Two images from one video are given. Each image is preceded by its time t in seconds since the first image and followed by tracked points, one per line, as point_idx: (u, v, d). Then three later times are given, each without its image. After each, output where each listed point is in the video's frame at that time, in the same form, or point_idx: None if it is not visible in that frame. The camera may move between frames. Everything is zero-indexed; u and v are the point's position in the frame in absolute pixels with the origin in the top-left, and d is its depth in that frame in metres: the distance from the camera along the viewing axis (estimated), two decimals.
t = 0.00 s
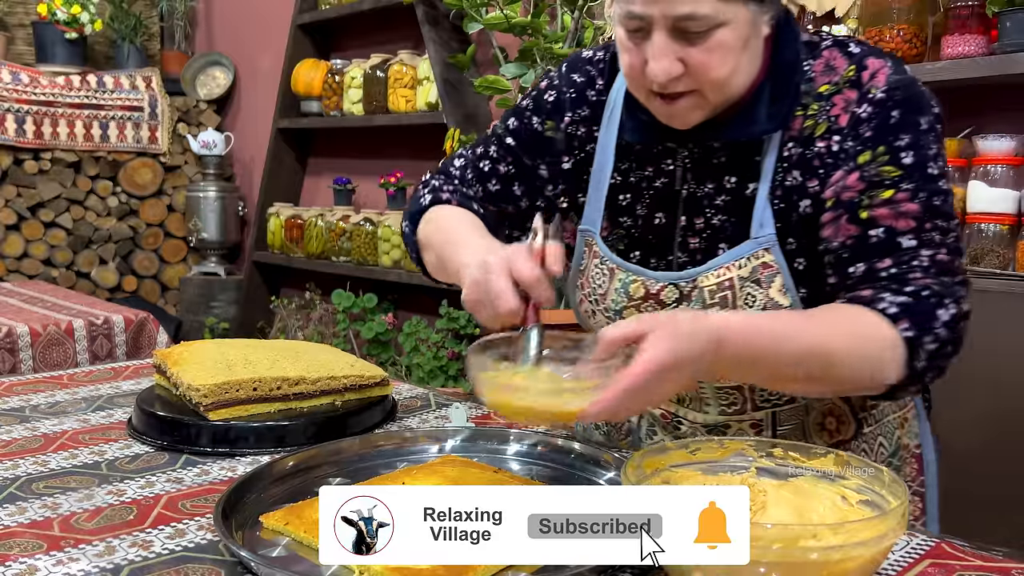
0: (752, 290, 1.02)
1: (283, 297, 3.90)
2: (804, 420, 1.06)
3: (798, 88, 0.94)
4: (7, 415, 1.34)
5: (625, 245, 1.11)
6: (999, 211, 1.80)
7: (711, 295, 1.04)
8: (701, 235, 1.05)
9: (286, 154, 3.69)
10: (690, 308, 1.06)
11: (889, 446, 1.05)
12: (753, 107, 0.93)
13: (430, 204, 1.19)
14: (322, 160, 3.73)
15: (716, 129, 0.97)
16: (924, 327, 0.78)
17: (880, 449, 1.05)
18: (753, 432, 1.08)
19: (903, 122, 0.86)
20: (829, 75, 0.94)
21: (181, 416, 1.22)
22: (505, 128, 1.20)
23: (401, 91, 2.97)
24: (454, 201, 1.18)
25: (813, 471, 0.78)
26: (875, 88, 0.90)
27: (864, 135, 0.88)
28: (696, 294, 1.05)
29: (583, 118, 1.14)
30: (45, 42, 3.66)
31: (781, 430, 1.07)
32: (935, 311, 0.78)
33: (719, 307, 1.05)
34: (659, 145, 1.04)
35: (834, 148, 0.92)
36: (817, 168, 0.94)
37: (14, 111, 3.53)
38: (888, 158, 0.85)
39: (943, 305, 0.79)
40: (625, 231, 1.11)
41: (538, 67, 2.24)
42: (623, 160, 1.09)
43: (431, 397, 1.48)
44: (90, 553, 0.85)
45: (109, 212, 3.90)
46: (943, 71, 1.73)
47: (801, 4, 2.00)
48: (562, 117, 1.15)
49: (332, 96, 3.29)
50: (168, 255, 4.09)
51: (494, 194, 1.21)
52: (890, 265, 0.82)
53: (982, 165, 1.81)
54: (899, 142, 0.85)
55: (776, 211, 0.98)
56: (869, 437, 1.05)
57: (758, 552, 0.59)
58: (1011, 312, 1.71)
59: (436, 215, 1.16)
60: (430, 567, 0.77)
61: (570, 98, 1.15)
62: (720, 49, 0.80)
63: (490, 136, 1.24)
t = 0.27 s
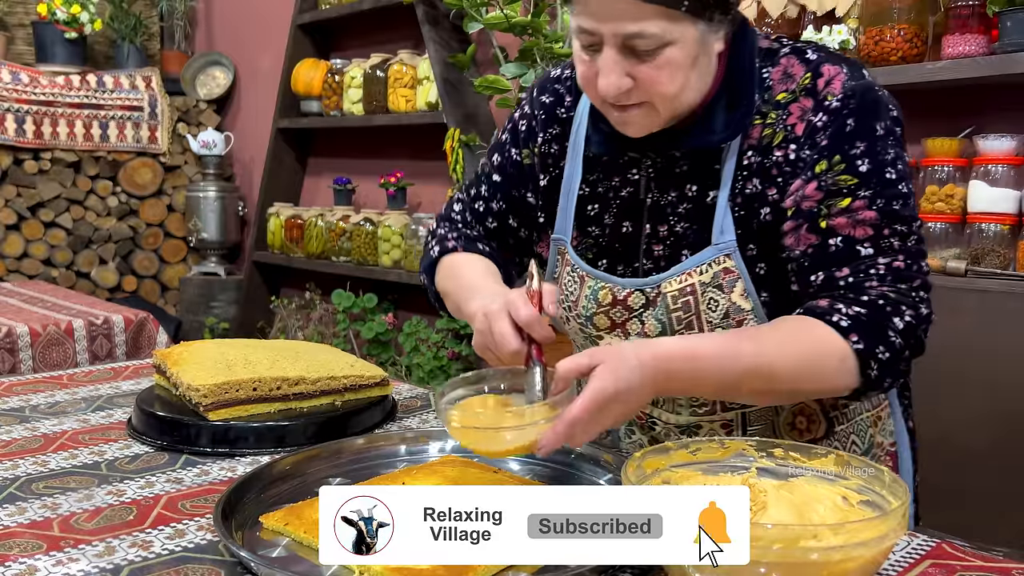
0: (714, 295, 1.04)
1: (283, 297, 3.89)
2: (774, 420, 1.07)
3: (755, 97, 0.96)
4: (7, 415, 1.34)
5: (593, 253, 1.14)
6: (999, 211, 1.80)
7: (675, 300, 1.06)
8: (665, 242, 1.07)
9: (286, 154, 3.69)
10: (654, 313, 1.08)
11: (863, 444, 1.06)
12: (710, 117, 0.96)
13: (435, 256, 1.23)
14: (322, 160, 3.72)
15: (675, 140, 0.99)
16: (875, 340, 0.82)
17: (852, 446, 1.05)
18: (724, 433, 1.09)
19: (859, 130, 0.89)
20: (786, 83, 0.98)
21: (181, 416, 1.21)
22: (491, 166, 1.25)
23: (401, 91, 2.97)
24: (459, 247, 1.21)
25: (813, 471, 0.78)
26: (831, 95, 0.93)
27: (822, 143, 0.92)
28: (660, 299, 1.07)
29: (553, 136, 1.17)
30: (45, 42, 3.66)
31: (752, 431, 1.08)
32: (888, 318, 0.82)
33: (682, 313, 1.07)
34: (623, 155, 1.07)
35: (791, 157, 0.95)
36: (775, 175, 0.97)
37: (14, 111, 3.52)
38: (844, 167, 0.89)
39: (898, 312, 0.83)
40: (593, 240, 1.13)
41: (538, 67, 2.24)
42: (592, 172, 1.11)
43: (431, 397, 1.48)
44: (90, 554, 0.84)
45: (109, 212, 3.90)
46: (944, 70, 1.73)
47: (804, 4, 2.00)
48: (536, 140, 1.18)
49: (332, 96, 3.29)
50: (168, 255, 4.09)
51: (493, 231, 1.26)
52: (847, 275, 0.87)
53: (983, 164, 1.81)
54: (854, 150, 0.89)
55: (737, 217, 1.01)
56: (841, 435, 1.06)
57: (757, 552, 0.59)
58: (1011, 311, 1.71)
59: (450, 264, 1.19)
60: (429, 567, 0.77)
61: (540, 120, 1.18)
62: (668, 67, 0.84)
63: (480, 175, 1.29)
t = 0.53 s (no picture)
0: (699, 301, 1.05)
1: (283, 297, 3.90)
2: (760, 419, 1.08)
3: (736, 105, 0.98)
4: (7, 415, 1.34)
5: (580, 260, 1.14)
6: (1000, 210, 1.81)
7: (660, 306, 1.07)
8: (650, 249, 1.08)
9: (286, 154, 3.69)
10: (640, 319, 1.09)
11: (849, 442, 1.07)
12: (692, 129, 0.98)
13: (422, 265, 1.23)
14: (323, 160, 3.72)
15: (659, 150, 1.01)
16: (864, 343, 0.82)
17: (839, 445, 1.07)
18: (711, 432, 1.11)
19: (842, 137, 0.89)
20: (768, 91, 0.98)
21: (182, 416, 1.21)
22: (478, 176, 1.26)
23: (401, 90, 2.97)
24: (444, 257, 1.20)
25: (813, 471, 0.78)
26: (813, 103, 0.93)
27: (805, 152, 0.92)
28: (647, 305, 1.08)
29: (539, 144, 1.18)
30: (45, 42, 3.66)
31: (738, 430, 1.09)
32: (876, 322, 0.83)
33: (667, 318, 1.07)
34: (608, 163, 1.08)
35: (775, 165, 0.96)
36: (760, 183, 0.99)
37: (14, 111, 3.52)
38: (829, 175, 0.89)
39: (885, 315, 0.84)
40: (580, 247, 1.14)
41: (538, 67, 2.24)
42: (577, 179, 1.12)
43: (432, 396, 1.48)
44: (91, 554, 0.84)
45: (109, 212, 3.90)
46: (944, 70, 1.73)
47: (804, 4, 2.00)
48: (520, 148, 1.20)
49: (332, 96, 3.29)
50: (168, 255, 4.09)
51: (481, 241, 1.25)
52: (835, 280, 0.87)
53: (983, 164, 1.81)
54: (838, 158, 0.89)
55: (721, 224, 1.03)
56: (827, 433, 1.07)
57: (757, 552, 0.60)
58: (1011, 312, 1.71)
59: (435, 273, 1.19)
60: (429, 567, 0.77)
61: (524, 128, 1.19)
62: (650, 79, 0.86)
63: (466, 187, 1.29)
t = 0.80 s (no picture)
0: (688, 308, 1.05)
1: (284, 297, 3.90)
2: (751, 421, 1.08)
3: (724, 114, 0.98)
4: (7, 416, 1.34)
5: (571, 266, 1.14)
6: (999, 210, 1.81)
7: (650, 314, 1.07)
8: (640, 255, 1.08)
9: (286, 154, 3.69)
10: (630, 326, 1.09)
11: (839, 442, 1.08)
12: (680, 139, 0.99)
13: (420, 272, 1.23)
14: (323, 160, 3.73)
15: (649, 159, 1.02)
16: (847, 352, 0.83)
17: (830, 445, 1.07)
18: (701, 434, 1.11)
19: (828, 147, 0.89)
20: (756, 99, 0.98)
21: (182, 416, 1.22)
22: (469, 184, 1.26)
23: (401, 91, 2.97)
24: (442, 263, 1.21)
25: (813, 471, 0.78)
26: (800, 112, 0.93)
27: (792, 160, 0.92)
28: (636, 313, 1.08)
29: (529, 150, 1.19)
30: (45, 42, 3.66)
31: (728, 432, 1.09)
32: (859, 331, 0.84)
33: (657, 326, 1.07)
34: (598, 171, 1.08)
35: (761, 173, 0.96)
36: (745, 192, 0.98)
37: (14, 111, 3.52)
38: (814, 183, 0.89)
39: (869, 324, 0.84)
40: (570, 253, 1.14)
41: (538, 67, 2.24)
42: (567, 186, 1.12)
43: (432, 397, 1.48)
44: (91, 554, 0.84)
45: (109, 212, 3.90)
46: (944, 70, 1.73)
47: (804, 4, 2.00)
48: (510, 156, 1.21)
49: (332, 96, 3.29)
50: (168, 255, 4.09)
51: (475, 246, 1.26)
52: (819, 288, 0.87)
53: (983, 164, 1.81)
54: (823, 167, 0.89)
55: (709, 232, 1.03)
56: (817, 434, 1.07)
57: (757, 552, 0.60)
58: (1011, 312, 1.72)
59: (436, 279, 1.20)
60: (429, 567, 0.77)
61: (514, 136, 1.20)
62: (639, 90, 0.86)
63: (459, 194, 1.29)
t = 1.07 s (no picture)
0: (683, 312, 1.05)
1: (284, 297, 3.90)
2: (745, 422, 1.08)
3: (714, 118, 0.98)
4: (7, 416, 1.34)
5: (563, 271, 1.14)
6: (999, 210, 1.81)
7: (645, 318, 1.07)
8: (633, 260, 1.08)
9: (286, 154, 3.69)
10: (625, 330, 1.09)
11: (832, 442, 1.08)
12: (671, 143, 0.98)
13: (430, 291, 1.22)
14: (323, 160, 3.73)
15: (640, 165, 1.01)
16: (841, 353, 0.84)
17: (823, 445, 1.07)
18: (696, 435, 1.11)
19: (818, 149, 0.90)
20: (745, 103, 0.98)
21: (182, 416, 1.22)
22: (467, 197, 1.26)
23: (401, 91, 2.97)
24: (449, 280, 1.21)
25: (814, 471, 0.78)
26: (789, 115, 0.93)
27: (782, 164, 0.92)
28: (630, 317, 1.08)
29: (521, 157, 1.18)
30: (45, 42, 3.66)
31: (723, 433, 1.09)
32: (853, 332, 0.84)
33: (652, 330, 1.07)
34: (589, 175, 1.08)
35: (752, 177, 0.97)
36: (737, 196, 0.99)
37: (14, 112, 3.53)
38: (806, 187, 0.89)
39: (862, 325, 0.85)
40: (562, 258, 1.14)
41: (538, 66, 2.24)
42: (558, 192, 1.12)
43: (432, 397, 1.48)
44: (91, 554, 0.85)
45: (110, 212, 3.90)
46: (944, 71, 1.73)
47: (803, 4, 2.00)
48: (503, 163, 1.20)
49: (332, 96, 3.29)
50: (168, 255, 4.09)
51: (481, 261, 1.26)
52: (813, 291, 0.88)
53: (983, 164, 1.81)
54: (814, 170, 0.89)
55: (701, 236, 1.03)
56: (811, 434, 1.07)
57: (757, 552, 0.60)
58: (1010, 312, 1.72)
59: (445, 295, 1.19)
60: (429, 566, 0.77)
61: (506, 142, 1.19)
62: (627, 97, 0.87)
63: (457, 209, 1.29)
